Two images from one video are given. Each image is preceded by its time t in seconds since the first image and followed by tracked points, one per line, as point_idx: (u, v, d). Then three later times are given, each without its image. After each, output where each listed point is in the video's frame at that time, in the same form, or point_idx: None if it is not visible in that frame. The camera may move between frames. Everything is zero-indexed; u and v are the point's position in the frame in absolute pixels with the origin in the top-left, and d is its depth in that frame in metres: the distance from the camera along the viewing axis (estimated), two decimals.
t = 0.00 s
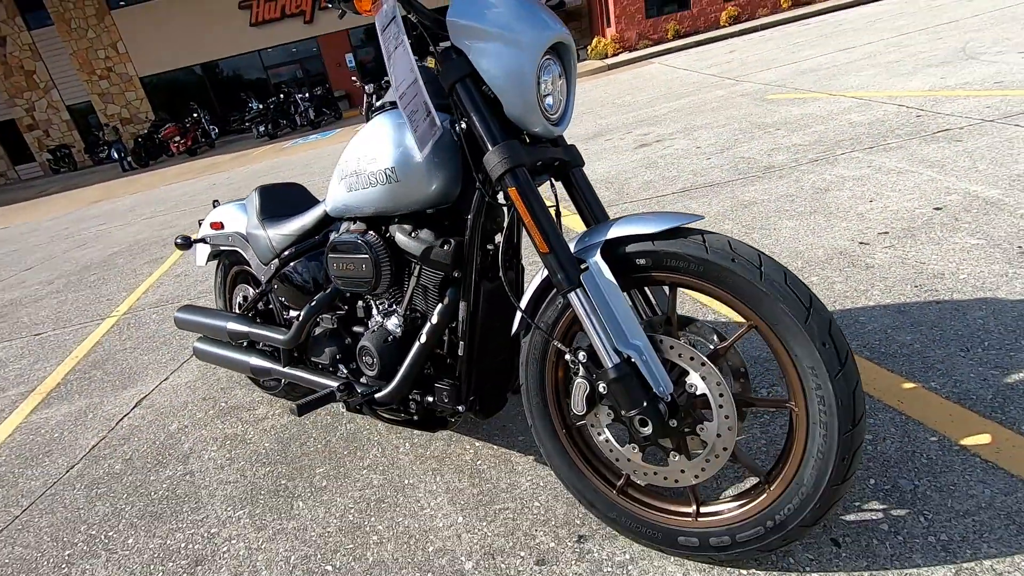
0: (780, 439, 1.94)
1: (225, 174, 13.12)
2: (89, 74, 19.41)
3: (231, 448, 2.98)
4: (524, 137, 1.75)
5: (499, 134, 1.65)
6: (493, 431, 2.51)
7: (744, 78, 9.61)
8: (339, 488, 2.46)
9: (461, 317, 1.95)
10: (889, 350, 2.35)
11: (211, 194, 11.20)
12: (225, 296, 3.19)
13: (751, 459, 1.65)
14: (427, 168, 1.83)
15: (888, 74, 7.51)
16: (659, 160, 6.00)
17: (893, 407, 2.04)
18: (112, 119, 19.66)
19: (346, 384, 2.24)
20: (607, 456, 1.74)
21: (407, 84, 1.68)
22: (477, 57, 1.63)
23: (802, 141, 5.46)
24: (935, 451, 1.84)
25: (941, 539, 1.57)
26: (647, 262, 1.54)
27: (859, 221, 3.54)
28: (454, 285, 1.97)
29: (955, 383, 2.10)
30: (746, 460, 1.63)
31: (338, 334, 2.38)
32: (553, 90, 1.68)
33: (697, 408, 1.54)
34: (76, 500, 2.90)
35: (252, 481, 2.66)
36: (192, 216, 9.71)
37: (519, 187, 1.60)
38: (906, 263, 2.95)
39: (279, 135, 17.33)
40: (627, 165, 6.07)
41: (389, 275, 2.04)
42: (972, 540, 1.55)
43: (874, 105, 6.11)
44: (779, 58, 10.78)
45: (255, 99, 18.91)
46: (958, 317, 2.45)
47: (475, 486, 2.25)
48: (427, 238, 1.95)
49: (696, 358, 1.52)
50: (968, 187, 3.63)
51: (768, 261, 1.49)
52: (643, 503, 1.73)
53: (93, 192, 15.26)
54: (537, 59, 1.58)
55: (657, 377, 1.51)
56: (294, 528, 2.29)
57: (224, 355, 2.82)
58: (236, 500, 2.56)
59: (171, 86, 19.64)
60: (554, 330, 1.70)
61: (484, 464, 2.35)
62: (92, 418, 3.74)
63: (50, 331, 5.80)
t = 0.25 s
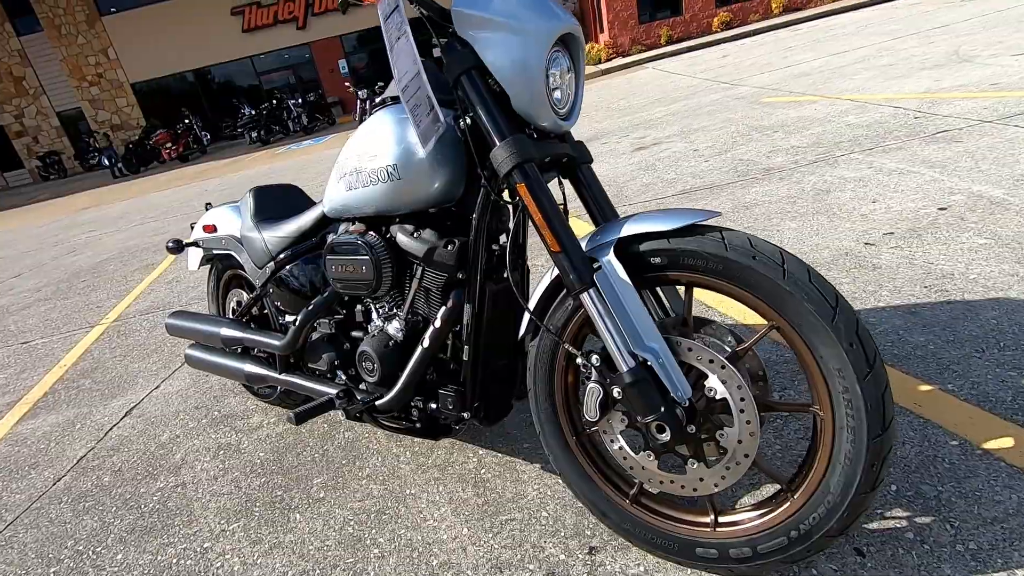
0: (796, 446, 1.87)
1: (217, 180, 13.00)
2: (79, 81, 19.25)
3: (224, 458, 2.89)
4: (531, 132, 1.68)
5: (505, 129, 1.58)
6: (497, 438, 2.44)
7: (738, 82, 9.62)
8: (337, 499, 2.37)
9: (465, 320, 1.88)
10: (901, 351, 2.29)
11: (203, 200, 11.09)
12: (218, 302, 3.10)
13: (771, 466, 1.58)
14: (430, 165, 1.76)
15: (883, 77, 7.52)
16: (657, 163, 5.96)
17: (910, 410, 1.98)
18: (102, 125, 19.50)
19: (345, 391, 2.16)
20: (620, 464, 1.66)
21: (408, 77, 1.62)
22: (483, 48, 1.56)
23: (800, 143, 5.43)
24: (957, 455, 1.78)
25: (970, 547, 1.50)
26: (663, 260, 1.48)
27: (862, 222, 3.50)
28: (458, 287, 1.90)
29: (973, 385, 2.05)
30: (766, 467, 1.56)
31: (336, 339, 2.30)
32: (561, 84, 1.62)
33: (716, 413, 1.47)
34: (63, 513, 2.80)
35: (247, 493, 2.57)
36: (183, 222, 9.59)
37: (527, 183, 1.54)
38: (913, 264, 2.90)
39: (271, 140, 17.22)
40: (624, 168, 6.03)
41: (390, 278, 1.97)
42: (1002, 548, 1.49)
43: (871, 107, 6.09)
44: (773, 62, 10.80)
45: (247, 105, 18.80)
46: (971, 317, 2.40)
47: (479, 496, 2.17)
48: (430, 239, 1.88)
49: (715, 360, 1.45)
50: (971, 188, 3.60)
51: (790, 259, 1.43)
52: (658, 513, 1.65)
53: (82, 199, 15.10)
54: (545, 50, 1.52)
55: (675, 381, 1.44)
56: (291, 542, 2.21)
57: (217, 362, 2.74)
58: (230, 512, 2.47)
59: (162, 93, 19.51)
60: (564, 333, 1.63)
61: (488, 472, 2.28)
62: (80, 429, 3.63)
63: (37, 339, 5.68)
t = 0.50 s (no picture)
0: (802, 449, 1.87)
1: (218, 180, 13.00)
2: (80, 79, 19.26)
3: (226, 458, 2.88)
4: (538, 133, 1.68)
5: (512, 129, 1.57)
6: (500, 440, 2.43)
7: (741, 84, 9.62)
8: (339, 500, 2.37)
9: (470, 321, 1.87)
10: (906, 355, 2.29)
11: (204, 199, 11.08)
12: (220, 301, 3.09)
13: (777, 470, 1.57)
14: (436, 165, 1.75)
15: (885, 80, 7.52)
16: (659, 164, 5.95)
17: (915, 414, 1.98)
18: (104, 124, 19.51)
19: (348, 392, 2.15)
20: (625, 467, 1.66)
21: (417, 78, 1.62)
22: (491, 48, 1.55)
23: (803, 145, 5.42)
24: (963, 460, 1.77)
25: (977, 553, 1.50)
26: (670, 263, 1.47)
27: (866, 225, 3.50)
28: (463, 288, 1.89)
29: (978, 389, 2.04)
30: (772, 471, 1.55)
31: (339, 339, 2.30)
32: (568, 85, 1.62)
33: (723, 417, 1.46)
34: (64, 513, 2.79)
35: (249, 493, 2.56)
36: (184, 221, 9.59)
37: (534, 184, 1.53)
38: (918, 267, 2.89)
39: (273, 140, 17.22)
40: (627, 169, 6.03)
41: (395, 278, 1.96)
42: (1010, 553, 1.48)
43: (873, 110, 6.09)
44: (775, 64, 10.80)
45: (248, 104, 18.81)
46: (976, 321, 2.39)
47: (483, 497, 2.17)
48: (435, 239, 1.87)
49: (722, 363, 1.44)
50: (975, 191, 3.59)
51: (798, 262, 1.42)
52: (664, 516, 1.65)
53: (83, 197, 15.09)
54: (552, 51, 1.51)
55: (682, 384, 1.43)
56: (293, 543, 2.20)
57: (219, 361, 2.73)
58: (232, 513, 2.47)
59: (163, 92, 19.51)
60: (570, 334, 1.63)
61: (491, 474, 2.27)
62: (81, 428, 3.62)
63: (38, 337, 5.67)
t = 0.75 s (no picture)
0: (791, 452, 1.92)
1: (220, 179, 13.05)
2: (84, 77, 19.32)
3: (229, 456, 2.93)
4: (535, 143, 1.73)
5: (510, 140, 1.62)
6: (497, 441, 2.48)
7: (741, 88, 9.66)
8: (339, 498, 2.42)
9: (468, 325, 1.93)
10: (895, 360, 2.33)
11: (207, 198, 11.14)
12: (224, 301, 3.15)
13: (765, 471, 1.62)
14: (436, 173, 1.80)
15: (884, 85, 7.56)
16: (659, 168, 6.00)
17: (903, 419, 2.03)
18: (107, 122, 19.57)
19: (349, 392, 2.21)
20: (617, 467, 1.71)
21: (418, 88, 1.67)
22: (490, 61, 1.61)
23: (801, 150, 5.47)
24: (947, 464, 1.82)
25: (957, 554, 1.54)
26: (662, 270, 1.52)
27: (860, 231, 3.54)
28: (462, 292, 1.94)
29: (965, 395, 2.08)
30: (760, 473, 1.60)
31: (341, 340, 2.35)
32: (565, 96, 1.67)
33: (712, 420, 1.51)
34: (69, 508, 2.85)
35: (251, 491, 2.61)
36: (186, 220, 9.64)
37: (531, 194, 1.58)
38: (909, 274, 2.94)
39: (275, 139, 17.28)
40: (627, 173, 6.07)
41: (395, 282, 2.01)
42: (989, 554, 1.53)
43: (871, 115, 6.13)
44: (776, 68, 10.85)
45: (251, 103, 18.87)
46: (965, 328, 2.44)
47: (480, 496, 2.22)
48: (435, 245, 1.92)
49: (711, 368, 1.49)
50: (968, 199, 3.64)
51: (785, 271, 1.47)
52: (655, 516, 1.70)
53: (86, 195, 15.15)
54: (549, 64, 1.56)
55: (671, 388, 1.48)
56: (294, 539, 2.25)
57: (222, 361, 2.78)
58: (234, 510, 2.52)
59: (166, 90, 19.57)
60: (565, 339, 1.68)
61: (488, 473, 2.32)
62: (85, 425, 3.68)
63: (41, 335, 5.72)
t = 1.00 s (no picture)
0: (766, 450, 2.01)
1: (218, 179, 13.11)
2: (81, 77, 19.34)
3: (228, 454, 3.02)
4: (523, 155, 1.82)
5: (499, 153, 1.71)
6: (488, 439, 2.57)
7: (735, 92, 9.77)
8: (335, 494, 2.50)
9: (459, 328, 2.01)
10: (871, 363, 2.43)
11: (204, 198, 11.20)
12: (223, 303, 3.23)
13: (739, 468, 1.71)
14: (429, 184, 1.89)
15: (875, 91, 7.67)
16: (652, 172, 6.09)
17: (874, 419, 2.12)
18: (104, 121, 19.60)
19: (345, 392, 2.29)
20: (600, 464, 1.80)
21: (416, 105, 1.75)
22: (480, 78, 1.70)
23: (790, 156, 5.57)
24: (914, 461, 1.91)
25: (919, 545, 1.64)
26: (641, 277, 1.61)
27: (844, 237, 3.64)
28: (454, 297, 2.03)
29: (934, 396, 2.18)
30: (734, 468, 1.69)
31: (337, 342, 2.43)
32: (551, 112, 1.75)
33: (687, 419, 1.61)
34: (71, 505, 2.92)
35: (249, 487, 2.70)
36: (184, 221, 9.70)
37: (518, 204, 1.67)
38: (889, 279, 3.04)
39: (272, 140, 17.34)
40: (620, 177, 6.16)
41: (389, 286, 2.10)
42: (948, 546, 1.62)
43: (861, 122, 6.23)
44: (769, 72, 10.96)
45: (248, 104, 18.92)
46: (938, 331, 2.54)
47: (471, 492, 2.30)
48: (427, 251, 2.01)
49: (687, 370, 1.58)
50: (949, 205, 3.74)
51: (756, 278, 1.56)
52: (635, 510, 1.79)
53: (83, 194, 15.19)
54: (536, 82, 1.65)
55: (649, 389, 1.57)
56: (292, 534, 2.33)
57: (222, 362, 2.86)
58: (233, 505, 2.60)
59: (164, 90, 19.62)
60: (550, 342, 1.77)
61: (479, 471, 2.41)
62: (86, 424, 3.75)
63: (40, 335, 5.79)
